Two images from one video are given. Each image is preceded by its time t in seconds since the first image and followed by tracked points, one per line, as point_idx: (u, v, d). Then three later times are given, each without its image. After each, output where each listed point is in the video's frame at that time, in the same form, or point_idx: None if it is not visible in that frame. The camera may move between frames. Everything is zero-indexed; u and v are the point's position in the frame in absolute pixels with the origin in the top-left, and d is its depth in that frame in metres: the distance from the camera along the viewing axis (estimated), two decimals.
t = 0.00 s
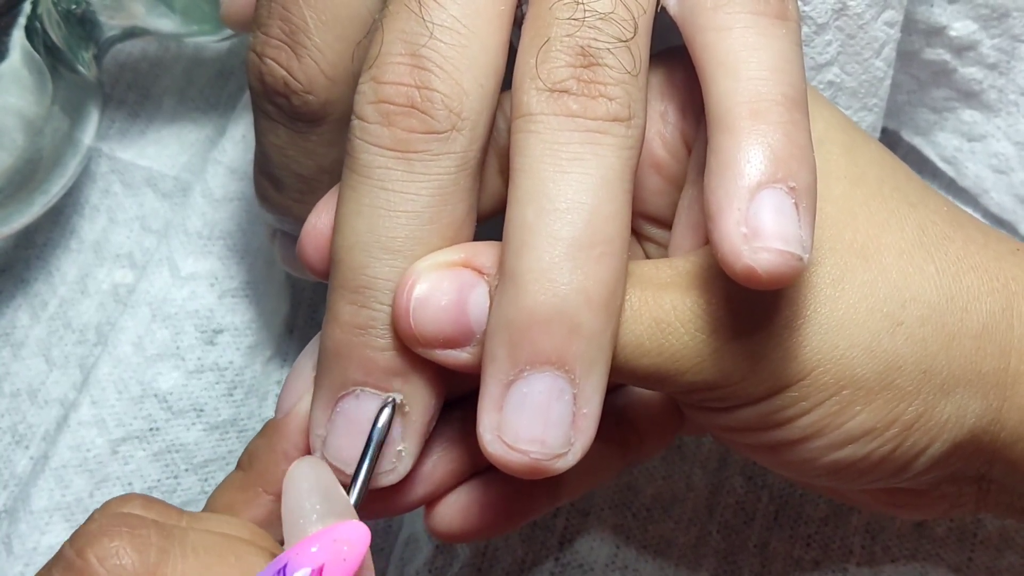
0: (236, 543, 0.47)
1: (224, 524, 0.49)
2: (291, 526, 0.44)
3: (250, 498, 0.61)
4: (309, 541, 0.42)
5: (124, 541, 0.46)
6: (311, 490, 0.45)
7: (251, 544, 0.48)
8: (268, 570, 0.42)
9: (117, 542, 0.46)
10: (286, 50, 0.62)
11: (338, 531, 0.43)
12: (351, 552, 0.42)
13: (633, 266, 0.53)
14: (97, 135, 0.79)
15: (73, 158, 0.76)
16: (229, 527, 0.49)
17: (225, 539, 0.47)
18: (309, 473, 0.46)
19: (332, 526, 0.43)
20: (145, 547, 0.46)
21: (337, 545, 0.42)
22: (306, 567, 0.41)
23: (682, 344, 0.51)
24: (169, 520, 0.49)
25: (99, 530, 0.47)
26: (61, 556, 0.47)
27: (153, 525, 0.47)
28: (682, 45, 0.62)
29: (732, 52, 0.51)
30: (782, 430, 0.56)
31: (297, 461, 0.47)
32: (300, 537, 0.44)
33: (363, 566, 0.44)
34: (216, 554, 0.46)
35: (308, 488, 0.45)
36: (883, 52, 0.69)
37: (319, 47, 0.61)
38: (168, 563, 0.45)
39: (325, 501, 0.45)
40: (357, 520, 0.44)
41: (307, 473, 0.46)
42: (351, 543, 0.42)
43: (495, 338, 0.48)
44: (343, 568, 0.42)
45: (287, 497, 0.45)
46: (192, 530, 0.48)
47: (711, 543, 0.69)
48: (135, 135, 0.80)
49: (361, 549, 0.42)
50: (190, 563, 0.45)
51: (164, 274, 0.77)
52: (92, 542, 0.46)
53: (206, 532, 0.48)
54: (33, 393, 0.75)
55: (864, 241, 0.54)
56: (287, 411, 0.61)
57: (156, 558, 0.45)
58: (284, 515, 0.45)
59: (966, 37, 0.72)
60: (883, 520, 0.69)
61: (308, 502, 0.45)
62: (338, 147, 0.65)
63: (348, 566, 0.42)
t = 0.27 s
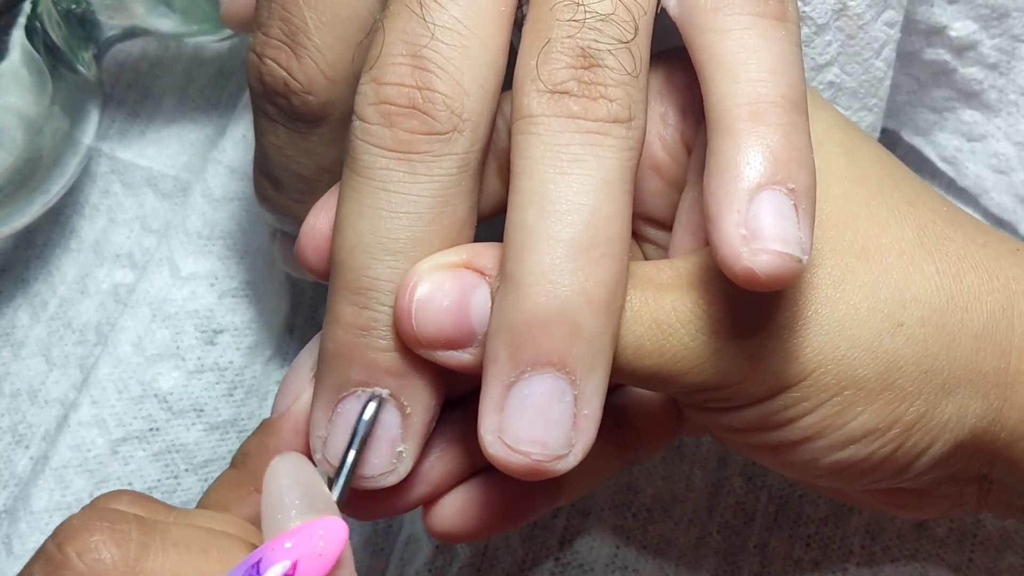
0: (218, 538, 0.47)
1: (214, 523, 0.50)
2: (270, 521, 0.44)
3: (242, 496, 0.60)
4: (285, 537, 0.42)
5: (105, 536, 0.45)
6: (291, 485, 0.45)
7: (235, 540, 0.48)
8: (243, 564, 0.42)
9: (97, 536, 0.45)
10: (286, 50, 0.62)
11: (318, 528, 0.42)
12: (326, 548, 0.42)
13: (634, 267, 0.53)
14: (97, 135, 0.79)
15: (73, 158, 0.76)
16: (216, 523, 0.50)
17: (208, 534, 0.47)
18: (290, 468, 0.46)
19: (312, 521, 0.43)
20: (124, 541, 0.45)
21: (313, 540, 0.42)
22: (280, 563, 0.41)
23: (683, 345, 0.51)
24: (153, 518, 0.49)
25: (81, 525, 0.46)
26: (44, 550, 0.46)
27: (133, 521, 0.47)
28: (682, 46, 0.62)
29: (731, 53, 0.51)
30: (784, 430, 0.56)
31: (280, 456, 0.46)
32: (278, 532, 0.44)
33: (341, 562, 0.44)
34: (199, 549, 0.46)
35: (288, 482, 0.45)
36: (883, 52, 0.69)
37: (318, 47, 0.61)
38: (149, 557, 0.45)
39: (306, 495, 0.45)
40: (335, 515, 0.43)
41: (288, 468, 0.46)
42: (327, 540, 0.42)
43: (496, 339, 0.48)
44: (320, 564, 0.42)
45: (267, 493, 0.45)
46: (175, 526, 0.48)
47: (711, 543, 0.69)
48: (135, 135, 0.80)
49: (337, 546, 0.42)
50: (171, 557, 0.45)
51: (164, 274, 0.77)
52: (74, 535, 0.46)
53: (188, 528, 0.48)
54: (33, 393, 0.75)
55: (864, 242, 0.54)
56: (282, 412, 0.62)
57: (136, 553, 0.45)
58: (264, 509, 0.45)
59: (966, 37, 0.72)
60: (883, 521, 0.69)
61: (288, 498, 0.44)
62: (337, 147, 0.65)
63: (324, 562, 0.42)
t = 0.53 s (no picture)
0: (223, 544, 0.47)
1: (223, 528, 0.49)
2: (278, 529, 0.44)
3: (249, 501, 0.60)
4: (294, 546, 0.42)
5: (114, 544, 0.46)
6: (301, 494, 0.45)
7: (242, 546, 0.47)
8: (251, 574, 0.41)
9: (106, 544, 0.46)
10: (286, 50, 0.62)
11: (325, 536, 0.42)
12: (335, 557, 0.42)
13: (633, 267, 0.53)
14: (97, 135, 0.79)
15: (73, 158, 0.76)
16: (221, 527, 0.50)
17: (215, 540, 0.47)
18: (298, 477, 0.46)
19: (319, 530, 0.43)
20: (133, 548, 0.46)
21: (321, 549, 0.42)
22: (290, 571, 0.41)
23: (683, 345, 0.51)
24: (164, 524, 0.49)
25: (90, 534, 0.47)
26: (53, 557, 0.46)
27: (142, 528, 0.47)
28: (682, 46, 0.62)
29: (731, 54, 0.51)
30: (785, 431, 0.56)
31: (289, 465, 0.47)
32: (287, 540, 0.44)
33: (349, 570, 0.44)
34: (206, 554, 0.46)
35: (297, 491, 0.45)
36: (883, 52, 0.69)
37: (319, 47, 0.61)
38: (157, 563, 0.45)
39: (313, 504, 0.45)
40: (344, 525, 0.44)
41: (296, 476, 0.46)
42: (335, 549, 0.42)
43: (497, 340, 0.48)
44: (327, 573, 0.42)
45: (275, 502, 0.45)
46: (184, 533, 0.48)
47: (711, 544, 0.69)
48: (135, 134, 0.80)
49: (346, 555, 0.42)
50: (179, 563, 0.45)
51: (164, 274, 0.77)
52: (83, 543, 0.46)
53: (197, 534, 0.48)
54: (33, 393, 0.75)
55: (864, 242, 0.54)
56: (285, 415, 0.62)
57: (145, 560, 0.45)
58: (271, 518, 0.45)
59: (966, 37, 0.72)
60: (883, 521, 0.69)
61: (296, 506, 0.44)
62: (337, 147, 0.65)
63: (332, 571, 0.42)
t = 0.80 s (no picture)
0: (225, 545, 0.47)
1: (225, 531, 0.50)
2: (286, 531, 0.44)
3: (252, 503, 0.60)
4: (301, 547, 0.42)
5: (121, 547, 0.46)
6: (306, 496, 0.44)
7: (247, 548, 0.48)
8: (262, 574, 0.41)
9: (113, 547, 0.46)
10: (285, 50, 0.62)
11: (335, 538, 0.42)
12: (343, 558, 0.41)
13: (633, 268, 0.53)
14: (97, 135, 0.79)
15: (73, 157, 0.76)
16: (227, 531, 0.50)
17: (222, 543, 0.47)
18: (304, 479, 0.45)
19: (328, 531, 0.43)
20: (141, 552, 0.46)
21: (329, 550, 0.42)
22: (299, 572, 0.41)
23: (682, 346, 0.51)
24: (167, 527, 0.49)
25: (97, 536, 0.47)
26: (61, 560, 0.46)
27: (148, 531, 0.47)
28: (682, 46, 0.62)
29: (732, 55, 0.51)
30: (785, 432, 0.56)
31: (295, 466, 0.46)
32: (294, 542, 0.43)
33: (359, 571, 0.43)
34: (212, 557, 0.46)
35: (304, 493, 0.45)
36: (883, 52, 0.69)
37: (318, 47, 0.61)
38: (166, 566, 0.45)
39: (319, 506, 0.44)
40: (352, 526, 0.43)
41: (302, 477, 0.45)
42: (344, 550, 0.42)
43: (498, 340, 0.48)
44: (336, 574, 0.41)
45: (283, 503, 0.45)
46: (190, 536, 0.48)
47: (711, 543, 0.69)
48: (135, 134, 0.80)
49: (354, 556, 0.42)
50: (187, 566, 0.45)
51: (164, 274, 0.77)
52: (88, 547, 0.46)
53: (203, 537, 0.48)
54: (33, 393, 0.75)
55: (864, 243, 0.54)
56: (283, 418, 0.62)
57: (153, 562, 0.45)
58: (279, 520, 0.44)
59: (966, 37, 0.72)
60: (883, 521, 0.69)
61: (303, 508, 0.44)
62: (337, 147, 0.65)
63: (341, 572, 0.41)
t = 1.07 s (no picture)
0: (228, 539, 0.47)
1: (230, 525, 0.50)
2: (294, 527, 0.44)
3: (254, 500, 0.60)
4: (311, 541, 0.42)
5: (125, 539, 0.46)
6: (313, 492, 0.45)
7: (251, 543, 0.48)
8: (270, 568, 0.42)
9: (117, 539, 0.46)
10: (285, 50, 0.62)
11: (343, 532, 0.43)
12: (351, 552, 0.42)
13: (634, 268, 0.53)
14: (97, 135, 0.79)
15: (73, 157, 0.76)
16: (233, 526, 0.50)
17: (225, 536, 0.47)
18: (310, 474, 0.46)
19: (336, 526, 0.43)
20: (144, 544, 0.46)
21: (338, 544, 0.42)
22: (307, 568, 0.41)
23: (682, 346, 0.51)
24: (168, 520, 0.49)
25: (100, 528, 0.47)
26: (64, 551, 0.47)
27: (151, 523, 0.47)
28: (682, 46, 0.62)
29: (732, 56, 0.51)
30: (785, 431, 0.56)
31: (300, 461, 0.46)
32: (302, 537, 0.44)
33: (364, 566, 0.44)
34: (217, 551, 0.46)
35: (311, 489, 0.45)
36: (883, 52, 0.69)
37: (318, 47, 0.61)
38: (169, 559, 0.45)
39: (328, 502, 0.45)
40: (358, 520, 0.43)
41: (308, 473, 0.46)
42: (352, 544, 0.42)
43: (498, 340, 0.48)
44: (345, 568, 0.42)
45: (289, 498, 0.45)
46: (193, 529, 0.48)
47: (711, 543, 0.69)
48: (135, 134, 0.80)
49: (362, 550, 0.42)
50: (190, 559, 0.45)
51: (164, 274, 0.77)
52: (94, 538, 0.46)
53: (208, 531, 0.48)
54: (33, 393, 0.75)
55: (864, 243, 0.54)
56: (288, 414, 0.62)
57: (157, 555, 0.45)
58: (287, 515, 0.45)
59: (966, 37, 0.72)
60: (884, 520, 0.69)
61: (310, 504, 0.44)
62: (337, 147, 0.65)
63: (349, 566, 0.42)
